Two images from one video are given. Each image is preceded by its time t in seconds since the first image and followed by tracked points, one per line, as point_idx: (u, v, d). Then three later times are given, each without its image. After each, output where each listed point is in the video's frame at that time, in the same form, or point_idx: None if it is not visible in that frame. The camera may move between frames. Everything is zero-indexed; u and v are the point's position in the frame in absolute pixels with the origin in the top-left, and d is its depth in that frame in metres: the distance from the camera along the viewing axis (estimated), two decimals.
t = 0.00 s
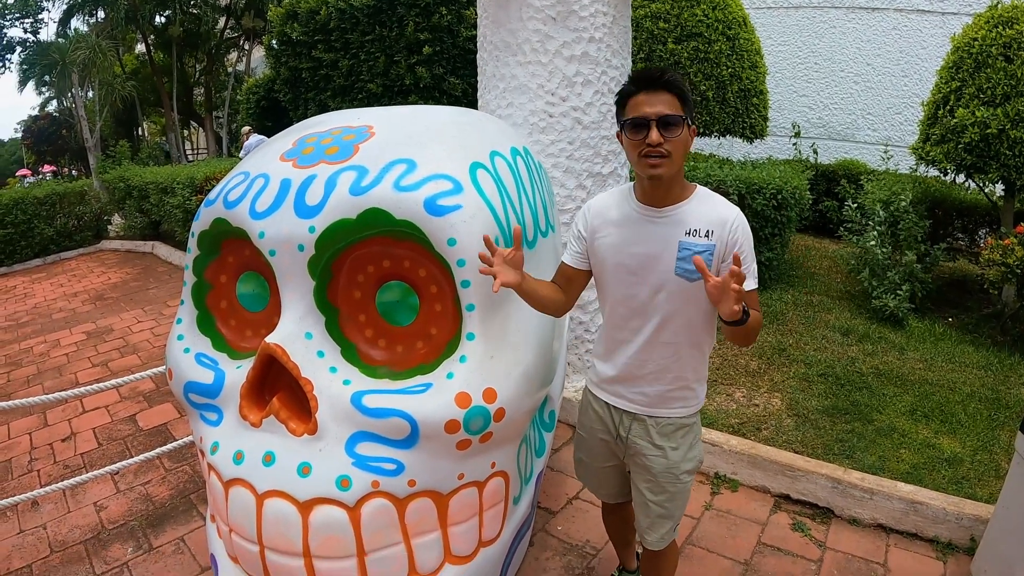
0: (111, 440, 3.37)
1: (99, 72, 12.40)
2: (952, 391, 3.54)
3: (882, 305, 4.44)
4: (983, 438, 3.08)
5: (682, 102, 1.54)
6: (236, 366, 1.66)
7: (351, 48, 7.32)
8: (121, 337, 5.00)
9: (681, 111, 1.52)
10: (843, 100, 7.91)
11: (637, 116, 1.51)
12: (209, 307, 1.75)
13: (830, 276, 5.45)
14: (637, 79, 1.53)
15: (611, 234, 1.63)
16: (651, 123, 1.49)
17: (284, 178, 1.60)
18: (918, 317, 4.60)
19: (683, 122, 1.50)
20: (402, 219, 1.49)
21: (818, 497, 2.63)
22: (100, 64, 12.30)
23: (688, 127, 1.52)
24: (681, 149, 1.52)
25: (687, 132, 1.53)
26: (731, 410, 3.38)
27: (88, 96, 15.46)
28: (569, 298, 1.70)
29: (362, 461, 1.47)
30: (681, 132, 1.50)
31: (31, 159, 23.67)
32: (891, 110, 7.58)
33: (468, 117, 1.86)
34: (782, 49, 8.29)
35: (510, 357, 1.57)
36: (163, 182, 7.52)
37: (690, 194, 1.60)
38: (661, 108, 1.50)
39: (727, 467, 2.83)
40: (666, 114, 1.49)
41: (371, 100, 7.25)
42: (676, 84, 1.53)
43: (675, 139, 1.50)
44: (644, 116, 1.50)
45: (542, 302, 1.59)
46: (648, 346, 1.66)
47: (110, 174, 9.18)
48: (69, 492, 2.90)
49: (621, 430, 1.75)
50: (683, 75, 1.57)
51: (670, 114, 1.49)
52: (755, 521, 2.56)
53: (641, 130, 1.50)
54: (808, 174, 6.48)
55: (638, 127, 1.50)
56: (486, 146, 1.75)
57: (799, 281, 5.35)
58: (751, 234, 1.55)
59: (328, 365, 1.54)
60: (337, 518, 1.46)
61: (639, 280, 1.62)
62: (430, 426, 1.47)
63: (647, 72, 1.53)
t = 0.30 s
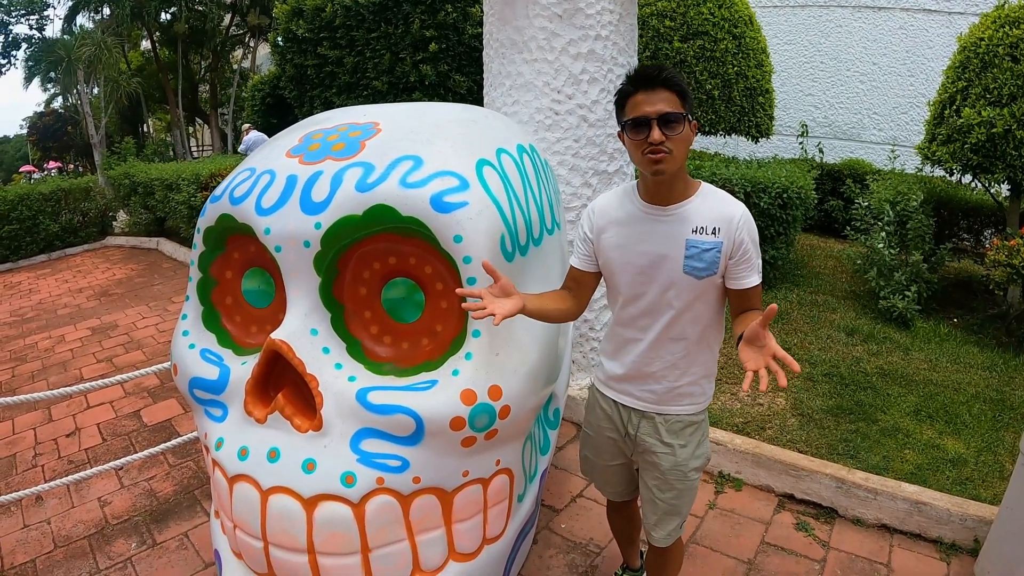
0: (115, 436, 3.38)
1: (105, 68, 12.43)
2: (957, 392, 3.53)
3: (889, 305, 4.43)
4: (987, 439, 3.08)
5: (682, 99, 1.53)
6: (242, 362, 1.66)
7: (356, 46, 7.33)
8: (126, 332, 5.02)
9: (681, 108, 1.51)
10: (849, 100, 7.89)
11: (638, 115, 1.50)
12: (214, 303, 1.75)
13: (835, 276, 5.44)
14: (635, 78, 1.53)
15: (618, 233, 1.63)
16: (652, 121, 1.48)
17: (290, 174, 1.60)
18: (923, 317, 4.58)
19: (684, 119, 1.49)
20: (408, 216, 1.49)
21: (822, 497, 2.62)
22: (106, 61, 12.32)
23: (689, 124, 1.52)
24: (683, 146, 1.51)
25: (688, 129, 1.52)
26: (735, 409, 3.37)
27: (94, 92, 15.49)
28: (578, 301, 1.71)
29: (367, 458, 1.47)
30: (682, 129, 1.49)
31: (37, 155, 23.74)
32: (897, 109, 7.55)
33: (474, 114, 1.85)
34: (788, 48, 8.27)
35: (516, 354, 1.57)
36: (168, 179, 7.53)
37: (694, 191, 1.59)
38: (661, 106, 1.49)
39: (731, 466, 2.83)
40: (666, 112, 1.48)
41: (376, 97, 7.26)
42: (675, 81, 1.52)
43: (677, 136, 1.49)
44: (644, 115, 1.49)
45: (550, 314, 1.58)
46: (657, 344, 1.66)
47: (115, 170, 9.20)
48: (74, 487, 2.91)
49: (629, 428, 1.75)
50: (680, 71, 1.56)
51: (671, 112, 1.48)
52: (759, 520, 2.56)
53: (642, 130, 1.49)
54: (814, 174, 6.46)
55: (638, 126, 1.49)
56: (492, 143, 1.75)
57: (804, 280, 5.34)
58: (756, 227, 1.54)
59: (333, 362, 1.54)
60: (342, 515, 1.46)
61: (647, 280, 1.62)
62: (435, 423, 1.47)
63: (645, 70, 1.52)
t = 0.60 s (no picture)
0: (115, 436, 3.37)
1: (105, 68, 12.42)
2: (956, 392, 3.53)
3: (890, 307, 4.43)
4: (987, 440, 3.08)
5: (670, 94, 1.55)
6: (242, 362, 1.65)
7: (357, 46, 7.33)
8: (126, 333, 5.01)
9: (670, 103, 1.53)
10: (849, 101, 7.89)
11: (629, 110, 1.52)
12: (215, 303, 1.75)
13: (835, 277, 5.44)
14: (624, 76, 1.55)
15: (616, 229, 1.63)
16: (642, 116, 1.50)
17: (290, 175, 1.60)
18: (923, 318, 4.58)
19: (674, 112, 1.51)
20: (408, 216, 1.49)
21: (823, 497, 2.62)
22: (106, 61, 12.32)
23: (679, 118, 1.54)
24: (673, 139, 1.53)
25: (678, 122, 1.54)
26: (735, 409, 3.37)
27: (94, 92, 15.48)
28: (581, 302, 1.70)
29: (367, 458, 1.47)
30: (672, 122, 1.51)
31: (37, 155, 23.73)
32: (897, 110, 7.55)
33: (474, 115, 1.85)
34: (788, 49, 8.28)
35: (516, 354, 1.57)
36: (167, 179, 7.53)
37: (688, 183, 1.60)
38: (651, 101, 1.51)
39: (731, 467, 2.83)
40: (656, 105, 1.50)
41: (376, 98, 7.25)
42: (663, 76, 1.54)
43: (667, 129, 1.51)
44: (634, 110, 1.51)
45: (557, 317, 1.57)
46: (662, 338, 1.66)
47: (115, 170, 9.19)
48: (73, 487, 2.91)
49: (636, 428, 1.75)
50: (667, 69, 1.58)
51: (660, 106, 1.50)
52: (759, 521, 2.56)
53: (633, 124, 1.51)
54: (813, 174, 6.46)
55: (630, 122, 1.51)
56: (492, 143, 1.75)
57: (804, 281, 5.34)
58: (751, 214, 1.56)
59: (333, 362, 1.54)
60: (342, 515, 1.46)
61: (647, 274, 1.61)
62: (435, 424, 1.47)
63: (634, 68, 1.54)
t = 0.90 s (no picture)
0: (115, 436, 3.37)
1: (106, 68, 12.43)
2: (957, 393, 3.53)
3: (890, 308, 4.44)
4: (987, 440, 3.08)
5: (663, 94, 1.56)
6: (243, 362, 1.65)
7: (357, 46, 7.33)
8: (126, 333, 5.01)
9: (662, 102, 1.54)
10: (849, 101, 7.90)
11: (621, 113, 1.53)
12: (216, 303, 1.75)
13: (835, 278, 5.44)
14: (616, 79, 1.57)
15: (616, 228, 1.65)
16: (633, 119, 1.51)
17: (291, 175, 1.59)
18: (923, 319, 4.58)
19: (665, 112, 1.52)
20: (409, 216, 1.49)
21: (823, 498, 2.62)
22: (106, 61, 12.32)
23: (672, 116, 1.54)
24: (667, 138, 1.54)
25: (671, 121, 1.54)
26: (736, 410, 3.37)
27: (94, 92, 15.48)
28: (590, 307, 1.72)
29: (368, 458, 1.47)
30: (664, 122, 1.52)
31: (37, 155, 23.72)
32: (897, 111, 7.55)
33: (476, 116, 1.85)
34: (788, 50, 8.28)
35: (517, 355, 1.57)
36: (168, 179, 7.53)
37: (685, 181, 1.61)
38: (643, 102, 1.52)
39: (731, 467, 2.83)
40: (647, 106, 1.51)
41: (377, 98, 7.27)
42: (654, 77, 1.55)
43: (659, 129, 1.52)
44: (626, 112, 1.53)
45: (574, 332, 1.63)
46: (665, 336, 1.65)
47: (115, 170, 9.19)
48: (74, 487, 2.91)
49: (639, 431, 1.76)
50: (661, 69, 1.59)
51: (650, 107, 1.51)
52: (760, 521, 2.56)
53: (625, 127, 1.53)
54: (814, 176, 6.47)
55: (623, 124, 1.53)
56: (493, 144, 1.75)
57: (804, 282, 5.34)
58: (750, 209, 1.55)
59: (334, 362, 1.54)
60: (343, 515, 1.46)
61: (647, 273, 1.62)
62: (436, 424, 1.47)
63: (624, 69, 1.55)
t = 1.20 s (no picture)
0: (114, 437, 3.37)
1: (105, 68, 12.43)
2: (956, 394, 3.53)
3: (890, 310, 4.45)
4: (986, 441, 3.08)
5: (692, 96, 1.56)
6: (243, 363, 1.66)
7: (357, 47, 7.33)
8: (125, 333, 5.01)
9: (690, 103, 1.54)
10: (848, 102, 7.90)
11: (646, 106, 1.53)
12: (216, 304, 1.75)
13: (835, 278, 5.44)
14: (646, 71, 1.56)
15: (622, 230, 1.66)
16: (659, 113, 1.52)
17: (292, 176, 1.60)
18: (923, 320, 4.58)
19: (691, 113, 1.52)
20: (410, 217, 1.49)
21: (822, 499, 2.62)
22: (106, 61, 12.31)
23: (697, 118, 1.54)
24: (689, 139, 1.54)
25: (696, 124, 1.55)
26: (736, 411, 3.37)
27: (93, 92, 15.47)
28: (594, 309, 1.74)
29: (368, 459, 1.47)
30: (689, 123, 1.52)
31: (36, 154, 23.70)
32: (897, 112, 7.55)
33: (476, 117, 1.85)
34: (788, 51, 8.28)
35: (517, 356, 1.57)
36: (167, 179, 7.53)
37: (700, 185, 1.59)
38: (670, 99, 1.52)
39: (731, 468, 2.83)
40: (674, 104, 1.51)
41: (377, 98, 7.27)
42: (686, 77, 1.55)
43: (683, 130, 1.52)
44: (651, 107, 1.53)
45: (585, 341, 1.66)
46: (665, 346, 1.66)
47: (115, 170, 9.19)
48: (73, 487, 2.91)
49: (639, 440, 1.76)
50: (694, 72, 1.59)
51: (678, 105, 1.51)
52: (759, 522, 2.56)
53: (649, 121, 1.53)
54: (814, 176, 6.47)
55: (646, 118, 1.53)
56: (493, 145, 1.75)
57: (803, 282, 5.35)
58: (760, 221, 1.50)
59: (334, 363, 1.54)
60: (343, 516, 1.46)
61: (649, 277, 1.62)
62: (436, 425, 1.47)
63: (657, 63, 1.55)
